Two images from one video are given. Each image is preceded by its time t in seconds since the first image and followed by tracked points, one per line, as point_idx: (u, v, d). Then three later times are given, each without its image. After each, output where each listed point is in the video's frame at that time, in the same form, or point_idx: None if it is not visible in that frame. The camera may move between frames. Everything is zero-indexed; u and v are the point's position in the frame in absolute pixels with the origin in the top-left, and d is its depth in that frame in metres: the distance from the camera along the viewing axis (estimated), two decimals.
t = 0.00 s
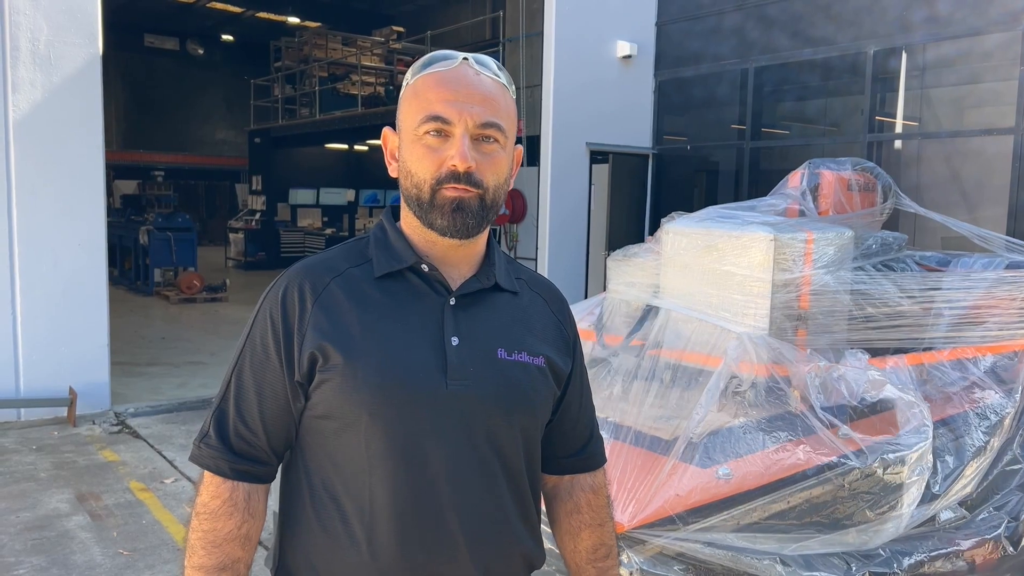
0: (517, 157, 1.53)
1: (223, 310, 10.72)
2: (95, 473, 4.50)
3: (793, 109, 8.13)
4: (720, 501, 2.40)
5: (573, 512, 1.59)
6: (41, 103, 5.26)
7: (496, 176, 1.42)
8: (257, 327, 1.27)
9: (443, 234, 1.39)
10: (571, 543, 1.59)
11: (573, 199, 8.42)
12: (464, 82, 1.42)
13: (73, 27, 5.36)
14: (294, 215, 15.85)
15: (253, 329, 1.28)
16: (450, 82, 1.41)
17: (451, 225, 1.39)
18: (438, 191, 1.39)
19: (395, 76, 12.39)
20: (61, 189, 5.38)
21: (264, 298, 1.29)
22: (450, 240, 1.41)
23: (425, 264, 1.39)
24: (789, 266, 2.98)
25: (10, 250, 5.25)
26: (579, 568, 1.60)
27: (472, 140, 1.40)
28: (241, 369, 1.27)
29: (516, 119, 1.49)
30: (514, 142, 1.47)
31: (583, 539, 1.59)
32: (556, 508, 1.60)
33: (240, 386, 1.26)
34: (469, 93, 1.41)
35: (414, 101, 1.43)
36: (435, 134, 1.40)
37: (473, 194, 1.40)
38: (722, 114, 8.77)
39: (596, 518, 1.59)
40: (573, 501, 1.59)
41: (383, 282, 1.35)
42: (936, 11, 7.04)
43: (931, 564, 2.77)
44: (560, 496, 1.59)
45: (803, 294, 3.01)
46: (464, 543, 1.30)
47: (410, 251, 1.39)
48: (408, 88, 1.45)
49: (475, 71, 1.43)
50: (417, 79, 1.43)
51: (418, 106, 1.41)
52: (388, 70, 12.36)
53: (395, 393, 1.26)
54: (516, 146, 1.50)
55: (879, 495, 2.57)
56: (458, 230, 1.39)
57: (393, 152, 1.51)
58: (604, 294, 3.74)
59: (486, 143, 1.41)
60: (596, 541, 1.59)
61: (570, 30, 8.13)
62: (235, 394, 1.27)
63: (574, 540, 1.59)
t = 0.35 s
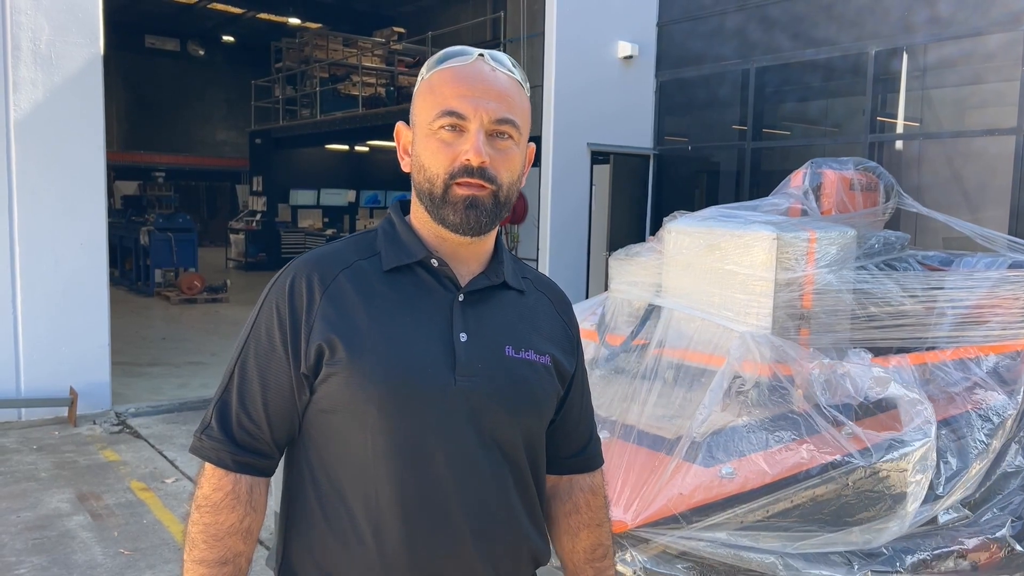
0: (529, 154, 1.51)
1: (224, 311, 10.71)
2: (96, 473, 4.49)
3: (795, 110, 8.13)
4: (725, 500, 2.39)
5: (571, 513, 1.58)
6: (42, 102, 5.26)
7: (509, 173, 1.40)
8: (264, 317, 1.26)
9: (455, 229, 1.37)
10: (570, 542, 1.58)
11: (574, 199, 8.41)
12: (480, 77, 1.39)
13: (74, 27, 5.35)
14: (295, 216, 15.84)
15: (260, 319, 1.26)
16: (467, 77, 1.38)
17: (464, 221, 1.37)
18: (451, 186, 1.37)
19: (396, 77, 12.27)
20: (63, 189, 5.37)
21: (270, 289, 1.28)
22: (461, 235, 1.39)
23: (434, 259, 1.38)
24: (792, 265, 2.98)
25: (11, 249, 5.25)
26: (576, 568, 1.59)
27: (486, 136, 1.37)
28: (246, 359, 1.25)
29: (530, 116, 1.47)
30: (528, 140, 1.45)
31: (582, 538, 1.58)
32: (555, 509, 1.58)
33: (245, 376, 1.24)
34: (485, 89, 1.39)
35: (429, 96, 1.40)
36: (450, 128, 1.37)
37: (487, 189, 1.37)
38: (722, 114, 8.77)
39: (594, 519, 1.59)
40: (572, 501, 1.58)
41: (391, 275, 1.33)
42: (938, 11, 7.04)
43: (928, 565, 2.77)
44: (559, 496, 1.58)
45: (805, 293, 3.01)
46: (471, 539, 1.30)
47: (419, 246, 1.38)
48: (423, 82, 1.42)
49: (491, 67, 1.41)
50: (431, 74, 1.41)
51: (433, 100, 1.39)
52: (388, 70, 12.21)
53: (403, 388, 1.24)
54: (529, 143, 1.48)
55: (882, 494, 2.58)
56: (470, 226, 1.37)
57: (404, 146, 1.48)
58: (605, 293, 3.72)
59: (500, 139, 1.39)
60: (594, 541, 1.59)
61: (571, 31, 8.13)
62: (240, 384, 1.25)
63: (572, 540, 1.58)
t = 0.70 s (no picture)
0: (530, 161, 1.51)
1: (222, 312, 10.71)
2: (95, 475, 4.49)
3: (795, 112, 8.14)
4: (722, 505, 2.41)
5: (571, 515, 1.58)
6: (41, 104, 5.26)
7: (512, 181, 1.40)
8: (268, 325, 1.25)
9: (458, 237, 1.36)
10: (569, 545, 1.58)
11: (573, 201, 8.41)
12: (484, 86, 1.39)
13: (73, 29, 5.35)
14: (293, 218, 15.83)
15: (264, 326, 1.25)
16: (470, 86, 1.37)
17: (467, 230, 1.36)
18: (454, 194, 1.36)
19: (395, 78, 12.33)
20: (62, 191, 5.37)
21: (274, 295, 1.27)
22: (463, 243, 1.38)
23: (438, 266, 1.37)
24: (791, 268, 2.99)
25: (10, 251, 5.24)
26: (575, 569, 1.59)
27: (490, 145, 1.37)
28: (251, 367, 1.24)
29: (532, 123, 1.46)
30: (530, 147, 1.45)
31: (581, 541, 1.58)
32: (555, 513, 1.58)
33: (249, 384, 1.23)
34: (488, 97, 1.38)
35: (431, 103, 1.39)
36: (454, 137, 1.36)
37: (490, 198, 1.37)
38: (722, 116, 8.79)
39: (593, 521, 1.59)
40: (571, 503, 1.58)
41: (395, 283, 1.33)
42: (942, 12, 7.05)
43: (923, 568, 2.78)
44: (558, 500, 1.58)
45: (804, 296, 3.01)
46: (477, 544, 1.30)
47: (423, 252, 1.37)
48: (425, 89, 1.41)
49: (493, 75, 1.41)
50: (434, 81, 1.40)
51: (436, 107, 1.38)
52: (388, 71, 12.25)
53: (410, 395, 1.24)
54: (530, 151, 1.47)
55: (880, 502, 2.56)
56: (474, 234, 1.36)
57: (405, 152, 1.47)
58: (604, 295, 3.74)
59: (504, 148, 1.38)
60: (593, 543, 1.59)
61: (572, 33, 8.14)
62: (244, 392, 1.23)
63: (571, 543, 1.58)
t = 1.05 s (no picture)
0: (507, 165, 1.50)
1: (215, 315, 10.69)
2: (84, 478, 4.47)
3: (788, 114, 8.17)
4: (706, 511, 2.40)
5: (554, 519, 1.57)
6: (30, 106, 5.23)
7: (487, 188, 1.39)
8: (241, 335, 1.25)
9: (433, 245, 1.36)
10: (552, 549, 1.58)
11: (566, 202, 8.41)
12: (456, 93, 1.37)
13: (63, 31, 5.33)
14: (287, 219, 15.80)
15: (237, 336, 1.25)
16: (443, 93, 1.36)
17: (442, 238, 1.35)
18: (429, 204, 1.36)
19: (390, 80, 12.33)
20: (52, 193, 5.35)
21: (247, 306, 1.26)
22: (438, 252, 1.38)
23: (414, 274, 1.37)
24: (778, 271, 2.99)
25: None
26: (558, 573, 1.59)
27: (464, 153, 1.36)
28: (225, 378, 1.23)
29: (507, 129, 1.45)
30: (505, 153, 1.44)
31: (564, 545, 1.58)
32: (537, 518, 1.58)
33: (223, 394, 1.23)
34: (461, 104, 1.37)
35: (405, 110, 1.38)
36: (427, 145, 1.35)
37: (465, 207, 1.36)
38: (715, 118, 8.81)
39: (576, 525, 1.59)
40: (553, 507, 1.58)
41: (370, 291, 1.32)
42: (940, 13, 7.06)
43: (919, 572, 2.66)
44: (540, 504, 1.58)
45: (792, 299, 3.02)
46: (456, 553, 1.29)
47: (398, 260, 1.37)
48: (398, 97, 1.40)
49: (467, 81, 1.39)
50: (406, 89, 1.39)
51: (409, 115, 1.37)
52: (382, 73, 12.26)
53: (386, 404, 1.24)
54: (507, 156, 1.46)
55: (862, 507, 2.57)
56: (449, 243, 1.36)
57: (380, 160, 1.47)
58: (594, 297, 3.76)
59: (478, 155, 1.38)
60: (576, 547, 1.59)
61: (565, 35, 8.15)
62: (218, 403, 1.23)
63: (554, 547, 1.57)
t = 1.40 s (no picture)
0: (469, 169, 1.48)
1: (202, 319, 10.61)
2: (62, 487, 4.40)
3: (775, 118, 8.18)
4: (686, 522, 2.32)
5: (520, 532, 1.53)
6: (9, 109, 5.16)
7: (449, 192, 1.37)
8: (191, 346, 1.19)
9: (392, 252, 1.33)
10: (517, 563, 1.53)
11: (555, 206, 8.38)
12: (417, 94, 1.35)
13: (43, 33, 5.26)
14: (277, 223, 15.73)
15: (187, 347, 1.19)
16: (402, 93, 1.34)
17: (402, 244, 1.32)
18: (389, 208, 1.33)
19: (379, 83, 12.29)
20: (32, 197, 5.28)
21: (197, 316, 1.22)
22: (399, 258, 1.35)
23: (373, 280, 1.33)
24: (761, 276, 2.97)
25: None
26: None
27: (425, 155, 1.33)
28: (174, 392, 1.18)
29: (469, 130, 1.43)
30: (467, 156, 1.42)
31: (530, 559, 1.53)
32: (503, 532, 1.54)
33: (171, 407, 1.17)
34: (422, 105, 1.34)
35: (364, 112, 1.35)
36: (386, 147, 1.32)
37: (426, 211, 1.34)
38: (704, 123, 8.79)
39: (542, 538, 1.55)
40: (518, 521, 1.54)
41: (327, 299, 1.29)
42: (933, 16, 7.05)
43: None
44: (505, 518, 1.54)
45: (775, 304, 2.99)
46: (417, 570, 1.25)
47: (356, 267, 1.33)
48: (356, 97, 1.37)
49: (428, 82, 1.36)
50: (365, 89, 1.35)
51: (368, 116, 1.33)
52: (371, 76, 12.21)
53: (344, 418, 1.19)
54: (469, 159, 1.44)
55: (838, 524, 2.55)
56: (410, 248, 1.32)
57: (337, 163, 1.43)
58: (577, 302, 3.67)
59: (440, 158, 1.35)
60: (542, 561, 1.55)
61: (553, 38, 8.13)
62: (167, 418, 1.17)
63: (520, 562, 1.53)
